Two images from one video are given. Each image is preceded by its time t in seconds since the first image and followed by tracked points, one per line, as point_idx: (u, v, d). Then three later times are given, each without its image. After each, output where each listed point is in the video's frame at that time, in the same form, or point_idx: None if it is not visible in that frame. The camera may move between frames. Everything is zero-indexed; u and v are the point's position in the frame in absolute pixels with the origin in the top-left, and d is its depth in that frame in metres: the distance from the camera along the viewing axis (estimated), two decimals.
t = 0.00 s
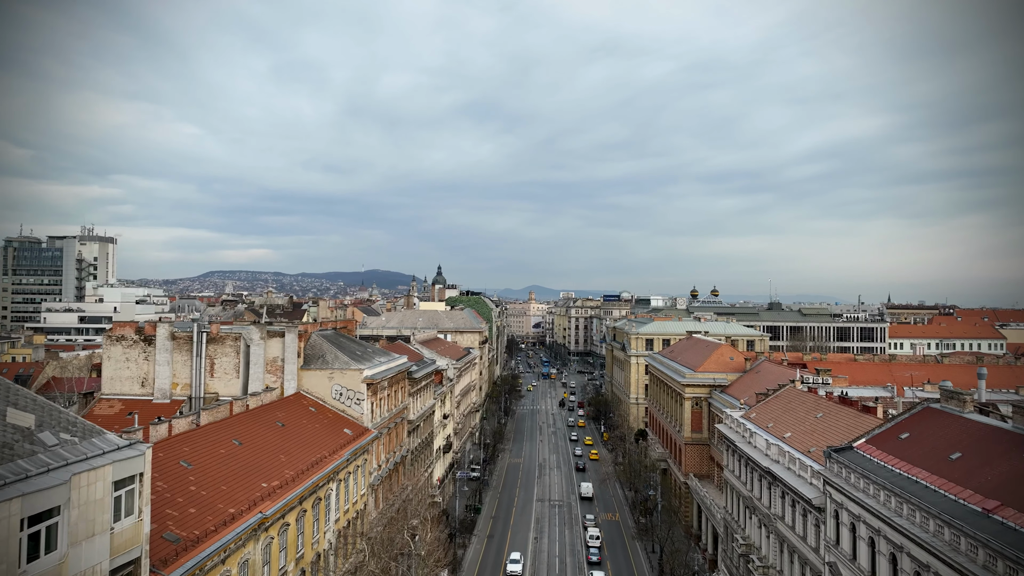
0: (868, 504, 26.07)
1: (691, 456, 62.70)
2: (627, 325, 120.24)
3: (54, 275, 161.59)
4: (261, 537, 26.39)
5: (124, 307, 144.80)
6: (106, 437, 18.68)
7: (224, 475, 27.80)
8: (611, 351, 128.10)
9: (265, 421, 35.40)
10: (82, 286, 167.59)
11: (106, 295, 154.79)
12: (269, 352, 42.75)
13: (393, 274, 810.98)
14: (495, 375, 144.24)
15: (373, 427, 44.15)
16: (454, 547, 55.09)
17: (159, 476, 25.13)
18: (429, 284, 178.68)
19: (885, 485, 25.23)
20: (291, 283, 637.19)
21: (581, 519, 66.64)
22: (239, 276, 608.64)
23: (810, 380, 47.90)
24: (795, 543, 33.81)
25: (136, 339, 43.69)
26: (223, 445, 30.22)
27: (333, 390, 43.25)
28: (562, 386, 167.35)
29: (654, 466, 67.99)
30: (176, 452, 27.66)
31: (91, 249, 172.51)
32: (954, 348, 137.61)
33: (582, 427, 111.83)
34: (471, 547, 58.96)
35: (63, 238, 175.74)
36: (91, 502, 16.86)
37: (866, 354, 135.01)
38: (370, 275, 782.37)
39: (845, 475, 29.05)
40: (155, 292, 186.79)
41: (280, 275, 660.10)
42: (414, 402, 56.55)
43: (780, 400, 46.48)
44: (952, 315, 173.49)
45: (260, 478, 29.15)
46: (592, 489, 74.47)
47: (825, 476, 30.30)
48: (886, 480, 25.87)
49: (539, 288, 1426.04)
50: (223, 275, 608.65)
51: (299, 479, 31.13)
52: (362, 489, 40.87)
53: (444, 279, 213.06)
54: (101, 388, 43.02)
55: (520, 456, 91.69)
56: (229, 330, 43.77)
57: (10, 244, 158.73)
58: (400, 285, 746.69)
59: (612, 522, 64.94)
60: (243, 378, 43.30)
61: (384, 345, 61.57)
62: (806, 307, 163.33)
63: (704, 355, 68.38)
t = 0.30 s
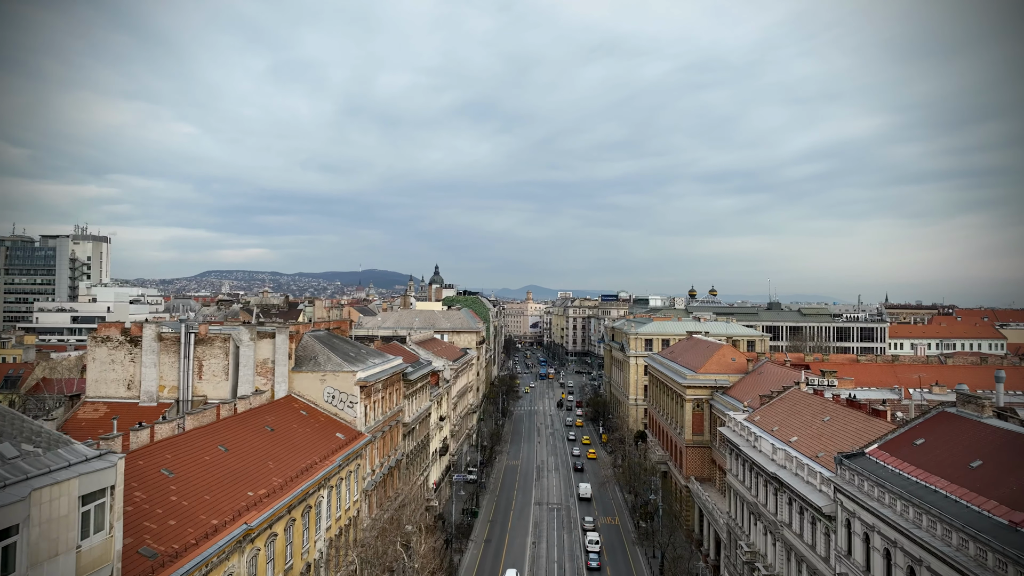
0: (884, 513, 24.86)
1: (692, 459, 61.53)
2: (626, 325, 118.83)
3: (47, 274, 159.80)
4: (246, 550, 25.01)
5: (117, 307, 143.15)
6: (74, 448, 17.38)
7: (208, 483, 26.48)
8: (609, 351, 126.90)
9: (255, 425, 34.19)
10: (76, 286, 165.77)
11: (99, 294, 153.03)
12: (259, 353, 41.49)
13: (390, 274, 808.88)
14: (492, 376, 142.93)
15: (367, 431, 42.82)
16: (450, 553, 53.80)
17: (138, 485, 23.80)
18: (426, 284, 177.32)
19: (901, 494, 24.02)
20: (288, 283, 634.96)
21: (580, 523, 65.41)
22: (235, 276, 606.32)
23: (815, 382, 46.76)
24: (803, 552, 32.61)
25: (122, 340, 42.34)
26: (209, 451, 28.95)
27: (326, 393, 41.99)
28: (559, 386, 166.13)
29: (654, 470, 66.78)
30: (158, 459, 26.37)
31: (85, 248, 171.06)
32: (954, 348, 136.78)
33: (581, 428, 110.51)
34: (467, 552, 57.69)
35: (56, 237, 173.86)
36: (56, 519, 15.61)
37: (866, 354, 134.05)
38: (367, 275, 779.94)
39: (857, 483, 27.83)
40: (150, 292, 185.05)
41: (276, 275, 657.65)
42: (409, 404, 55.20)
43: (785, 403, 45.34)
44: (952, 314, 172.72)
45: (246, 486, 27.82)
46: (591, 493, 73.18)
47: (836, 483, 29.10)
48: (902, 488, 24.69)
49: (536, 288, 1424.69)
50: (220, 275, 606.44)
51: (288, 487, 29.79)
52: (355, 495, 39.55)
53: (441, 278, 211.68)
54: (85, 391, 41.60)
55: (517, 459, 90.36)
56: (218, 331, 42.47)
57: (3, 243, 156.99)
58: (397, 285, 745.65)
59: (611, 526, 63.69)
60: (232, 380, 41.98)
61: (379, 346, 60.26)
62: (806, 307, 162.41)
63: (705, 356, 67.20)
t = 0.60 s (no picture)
0: (901, 523, 23.65)
1: (693, 462, 60.34)
2: (625, 325, 117.51)
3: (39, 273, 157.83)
4: (230, 563, 23.63)
5: (110, 307, 141.33)
6: (36, 461, 16.05)
7: (190, 492, 25.16)
8: (607, 351, 125.72)
9: (243, 430, 32.85)
10: (68, 285, 163.86)
11: (92, 294, 151.18)
12: (248, 355, 40.22)
13: (387, 274, 807.40)
14: (489, 376, 141.56)
15: (360, 435, 41.49)
16: (445, 558, 52.48)
17: (113, 496, 22.44)
18: (423, 283, 176.01)
19: (920, 504, 22.80)
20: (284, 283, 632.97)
21: (578, 526, 64.15)
22: (232, 276, 604.16)
23: (821, 384, 45.58)
24: (812, 560, 31.40)
25: (106, 341, 40.81)
26: (192, 458, 27.61)
27: (317, 396, 40.57)
28: (557, 386, 164.99)
29: (654, 473, 65.60)
30: (137, 467, 25.07)
31: (78, 247, 169.38)
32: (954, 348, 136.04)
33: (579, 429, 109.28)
34: (464, 557, 56.43)
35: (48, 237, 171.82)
36: (11, 540, 14.23)
37: (866, 354, 133.15)
38: (364, 275, 778.35)
39: (871, 491, 26.59)
40: (143, 292, 183.08)
41: (272, 275, 654.61)
42: (404, 407, 53.83)
43: (790, 406, 44.18)
44: (951, 314, 172.01)
45: (230, 496, 26.48)
46: (589, 496, 71.87)
47: (847, 491, 27.90)
48: (920, 497, 23.49)
49: (534, 288, 1423.92)
50: (216, 275, 604.47)
51: (276, 495, 28.47)
52: (347, 501, 38.18)
53: (438, 278, 210.25)
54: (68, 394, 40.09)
55: (515, 461, 89.03)
56: (206, 331, 41.09)
57: None
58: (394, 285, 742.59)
59: (611, 530, 62.48)
60: (220, 383, 40.61)
61: (374, 347, 58.87)
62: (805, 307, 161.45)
63: (706, 357, 65.97)
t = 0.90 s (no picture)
0: (921, 535, 22.39)
1: (694, 464, 59.11)
2: (624, 324, 116.25)
3: (31, 272, 155.76)
4: None
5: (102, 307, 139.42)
6: None
7: (170, 502, 23.77)
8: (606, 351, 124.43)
9: (229, 436, 31.52)
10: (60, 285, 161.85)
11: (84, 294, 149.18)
12: (237, 356, 38.94)
13: (384, 274, 805.55)
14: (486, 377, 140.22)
15: (352, 439, 40.13)
16: (441, 565, 51.08)
17: (85, 509, 21.09)
18: (420, 282, 174.43)
19: (943, 515, 21.52)
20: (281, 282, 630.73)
21: (577, 530, 62.81)
22: (228, 276, 601.81)
23: (827, 386, 44.38)
24: (822, 571, 30.15)
25: (89, 342, 39.36)
26: (173, 466, 26.28)
27: (307, 398, 39.17)
28: (554, 386, 163.74)
29: (655, 476, 64.37)
30: (114, 476, 23.68)
31: (70, 246, 167.52)
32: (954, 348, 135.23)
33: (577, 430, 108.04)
34: (461, 562, 55.07)
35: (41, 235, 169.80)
36: None
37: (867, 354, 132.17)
38: (361, 275, 776.56)
39: (887, 500, 25.32)
40: (137, 291, 181.12)
41: (269, 274, 652.04)
42: (399, 409, 52.48)
43: (796, 409, 42.95)
44: (950, 314, 171.34)
45: (213, 505, 25.08)
46: (588, 499, 70.48)
47: (861, 499, 26.65)
48: (941, 507, 22.24)
49: (531, 287, 1422.13)
50: (213, 274, 602.13)
51: (262, 504, 27.08)
52: (339, 508, 36.82)
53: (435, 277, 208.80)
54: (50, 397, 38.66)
55: (512, 462, 87.72)
56: (193, 332, 39.72)
57: None
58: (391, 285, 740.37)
59: (610, 534, 61.26)
60: (208, 385, 39.25)
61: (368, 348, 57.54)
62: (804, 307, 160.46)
63: (707, 357, 64.75)
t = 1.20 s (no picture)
0: (947, 550, 21.06)
1: (697, 468, 57.81)
2: (624, 324, 114.93)
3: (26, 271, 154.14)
4: None
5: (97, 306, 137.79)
6: None
7: (148, 515, 22.36)
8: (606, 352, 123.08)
9: (216, 442, 30.13)
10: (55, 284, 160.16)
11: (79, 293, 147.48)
12: (226, 358, 37.63)
13: (383, 273, 803.81)
14: (485, 377, 138.89)
15: (346, 444, 38.76)
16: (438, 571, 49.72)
17: (54, 523, 19.73)
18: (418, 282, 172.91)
19: (971, 529, 20.17)
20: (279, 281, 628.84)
21: (578, 534, 61.47)
22: (226, 275, 600.18)
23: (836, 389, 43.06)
24: None
25: (73, 343, 37.95)
26: (154, 474, 24.89)
27: (299, 401, 37.78)
28: (553, 386, 162.46)
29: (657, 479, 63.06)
30: (89, 487, 22.27)
31: (66, 245, 165.85)
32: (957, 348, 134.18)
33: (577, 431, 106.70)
34: (459, 568, 53.68)
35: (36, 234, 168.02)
36: None
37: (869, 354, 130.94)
38: (360, 274, 774.95)
39: (908, 511, 24.00)
40: (133, 291, 179.43)
41: (267, 273, 649.88)
42: (396, 411, 51.11)
43: (804, 412, 41.65)
44: (952, 314, 170.35)
45: (195, 517, 23.66)
46: (588, 503, 69.01)
47: (878, 509, 25.35)
48: (967, 521, 20.89)
49: (530, 287, 1420.89)
50: (211, 273, 600.56)
51: (249, 515, 25.68)
52: (331, 516, 35.42)
53: (433, 277, 207.20)
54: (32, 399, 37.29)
55: (511, 465, 86.40)
56: (181, 333, 38.31)
57: None
58: (390, 284, 738.24)
59: (611, 538, 59.91)
60: (196, 388, 37.88)
61: (364, 349, 56.17)
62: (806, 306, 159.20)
63: (711, 358, 63.40)
